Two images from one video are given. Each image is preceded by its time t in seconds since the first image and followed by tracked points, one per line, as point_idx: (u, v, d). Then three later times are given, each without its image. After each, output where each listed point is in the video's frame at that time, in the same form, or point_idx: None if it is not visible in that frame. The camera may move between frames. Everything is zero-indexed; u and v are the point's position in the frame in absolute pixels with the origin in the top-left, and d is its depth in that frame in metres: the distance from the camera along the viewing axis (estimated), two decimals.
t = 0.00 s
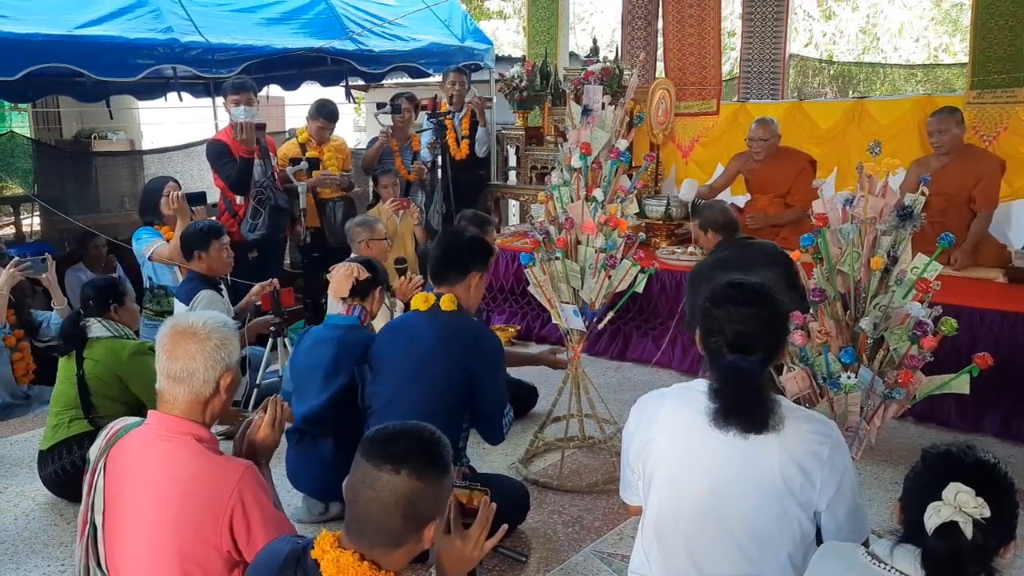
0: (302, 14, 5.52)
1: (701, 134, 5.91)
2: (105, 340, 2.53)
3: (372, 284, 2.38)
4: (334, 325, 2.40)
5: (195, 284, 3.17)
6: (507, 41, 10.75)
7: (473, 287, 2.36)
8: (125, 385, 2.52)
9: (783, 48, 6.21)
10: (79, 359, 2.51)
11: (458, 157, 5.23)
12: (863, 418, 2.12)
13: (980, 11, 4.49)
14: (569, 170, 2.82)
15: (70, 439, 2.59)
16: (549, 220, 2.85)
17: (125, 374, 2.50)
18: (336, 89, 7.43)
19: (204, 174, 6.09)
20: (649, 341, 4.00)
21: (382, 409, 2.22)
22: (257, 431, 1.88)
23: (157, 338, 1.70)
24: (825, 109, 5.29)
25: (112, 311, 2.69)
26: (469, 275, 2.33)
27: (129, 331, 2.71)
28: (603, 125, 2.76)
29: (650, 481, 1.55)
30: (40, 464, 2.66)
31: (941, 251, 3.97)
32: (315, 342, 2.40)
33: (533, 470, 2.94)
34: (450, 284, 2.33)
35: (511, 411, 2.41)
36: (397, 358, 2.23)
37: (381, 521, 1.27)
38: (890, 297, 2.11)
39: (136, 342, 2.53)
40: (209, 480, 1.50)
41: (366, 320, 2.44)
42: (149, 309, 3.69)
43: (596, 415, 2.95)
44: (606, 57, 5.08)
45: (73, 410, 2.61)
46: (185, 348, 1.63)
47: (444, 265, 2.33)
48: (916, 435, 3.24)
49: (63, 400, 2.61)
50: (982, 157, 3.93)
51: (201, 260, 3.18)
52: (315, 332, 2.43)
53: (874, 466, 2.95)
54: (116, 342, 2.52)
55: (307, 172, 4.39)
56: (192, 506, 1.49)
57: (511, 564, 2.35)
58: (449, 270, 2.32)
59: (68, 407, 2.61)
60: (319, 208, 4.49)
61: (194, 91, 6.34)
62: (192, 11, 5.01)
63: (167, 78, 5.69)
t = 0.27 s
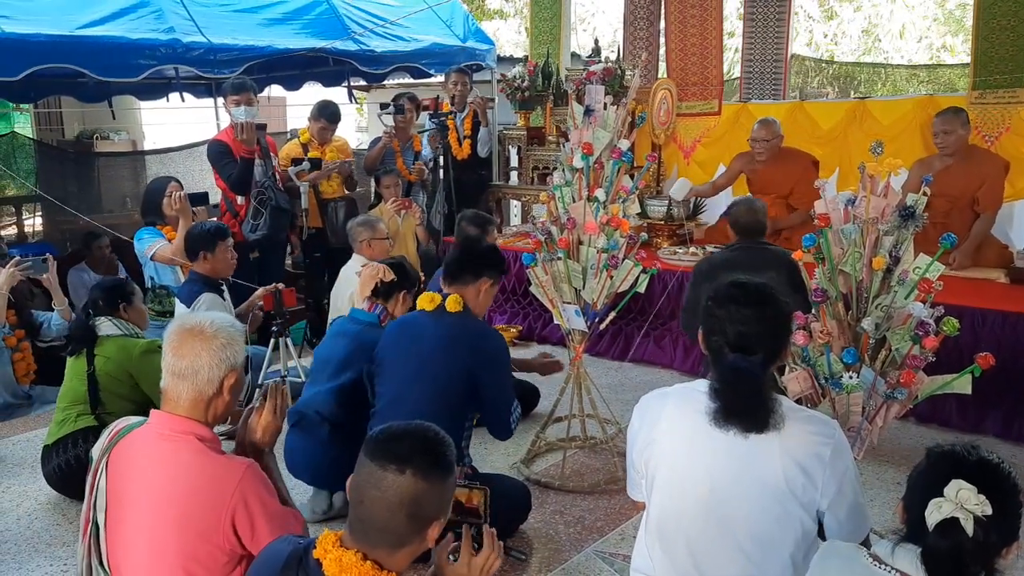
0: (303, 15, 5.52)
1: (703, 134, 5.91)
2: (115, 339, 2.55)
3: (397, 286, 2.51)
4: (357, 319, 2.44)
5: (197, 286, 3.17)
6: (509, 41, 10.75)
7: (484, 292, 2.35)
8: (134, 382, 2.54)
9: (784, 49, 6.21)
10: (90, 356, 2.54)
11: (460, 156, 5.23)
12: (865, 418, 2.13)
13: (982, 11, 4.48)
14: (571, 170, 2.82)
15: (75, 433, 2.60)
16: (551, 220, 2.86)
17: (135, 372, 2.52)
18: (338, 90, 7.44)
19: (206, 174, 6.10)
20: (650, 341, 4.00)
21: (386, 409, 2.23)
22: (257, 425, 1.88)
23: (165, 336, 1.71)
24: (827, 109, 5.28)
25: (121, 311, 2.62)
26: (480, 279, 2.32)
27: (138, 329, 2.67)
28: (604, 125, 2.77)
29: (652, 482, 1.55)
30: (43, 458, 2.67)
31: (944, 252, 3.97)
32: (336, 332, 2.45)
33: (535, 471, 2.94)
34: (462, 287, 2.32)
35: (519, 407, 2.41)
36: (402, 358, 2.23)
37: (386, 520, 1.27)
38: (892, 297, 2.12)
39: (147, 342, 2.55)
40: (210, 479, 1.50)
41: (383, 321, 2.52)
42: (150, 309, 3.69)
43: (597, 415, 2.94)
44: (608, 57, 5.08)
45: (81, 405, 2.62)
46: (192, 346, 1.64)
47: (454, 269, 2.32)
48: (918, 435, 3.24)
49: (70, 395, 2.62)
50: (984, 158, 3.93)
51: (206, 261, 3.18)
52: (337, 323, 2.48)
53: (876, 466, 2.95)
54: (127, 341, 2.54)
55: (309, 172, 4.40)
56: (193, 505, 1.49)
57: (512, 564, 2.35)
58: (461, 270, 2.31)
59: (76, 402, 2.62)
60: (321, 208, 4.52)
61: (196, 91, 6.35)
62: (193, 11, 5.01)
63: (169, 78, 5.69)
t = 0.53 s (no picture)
0: (304, 14, 5.52)
1: (704, 134, 5.91)
2: (126, 336, 2.55)
3: (376, 298, 2.44)
4: (335, 328, 2.49)
5: (199, 284, 3.17)
6: (510, 41, 10.75)
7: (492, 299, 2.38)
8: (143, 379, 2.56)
9: (785, 48, 6.20)
10: (100, 352, 2.54)
11: (461, 155, 5.23)
12: (865, 415, 2.13)
13: (984, 10, 4.48)
14: (572, 169, 2.82)
15: (80, 428, 2.60)
16: (552, 219, 2.88)
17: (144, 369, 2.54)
18: (339, 89, 7.44)
19: (207, 174, 6.10)
20: (651, 340, 3.99)
21: (390, 406, 2.23)
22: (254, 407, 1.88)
23: (169, 332, 1.70)
24: (828, 109, 5.29)
25: (130, 309, 2.63)
26: (488, 285, 2.35)
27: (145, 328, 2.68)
28: (605, 124, 2.77)
29: (652, 480, 1.55)
30: (46, 452, 2.67)
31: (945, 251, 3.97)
32: (316, 340, 2.52)
33: (536, 469, 2.94)
34: (470, 290, 2.35)
35: (524, 401, 2.41)
36: (406, 356, 2.24)
37: (391, 514, 1.27)
38: (892, 295, 2.11)
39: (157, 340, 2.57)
40: (209, 474, 1.51)
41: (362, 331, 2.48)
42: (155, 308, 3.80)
43: (598, 413, 2.95)
44: (609, 56, 5.08)
45: (88, 401, 2.62)
46: (194, 341, 1.63)
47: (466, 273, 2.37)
48: (919, 433, 3.24)
49: (78, 390, 2.61)
50: (985, 157, 3.93)
51: (212, 260, 3.19)
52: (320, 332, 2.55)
53: (877, 465, 2.95)
54: (138, 338, 2.56)
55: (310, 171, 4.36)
56: (194, 500, 1.49)
57: (513, 562, 2.35)
58: (472, 273, 2.35)
59: (83, 398, 2.61)
60: (322, 208, 4.53)
61: (196, 91, 6.35)
62: (194, 10, 5.01)
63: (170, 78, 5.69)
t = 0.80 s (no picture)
0: (305, 14, 5.53)
1: (705, 133, 5.91)
2: (133, 335, 2.56)
3: (340, 298, 2.45)
4: (292, 330, 2.48)
5: (201, 283, 3.17)
6: (511, 41, 10.75)
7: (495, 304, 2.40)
8: (148, 379, 2.57)
9: (785, 48, 6.20)
10: (106, 351, 2.54)
11: (461, 155, 5.23)
12: (867, 415, 2.11)
13: (985, 10, 4.48)
14: (572, 168, 2.81)
15: (82, 426, 2.61)
16: (553, 219, 2.87)
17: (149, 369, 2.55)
18: (340, 89, 7.44)
19: (208, 174, 6.10)
20: (653, 340, 3.99)
21: (391, 405, 2.23)
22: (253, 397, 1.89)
23: (173, 328, 1.69)
24: (829, 109, 5.29)
25: (136, 309, 2.64)
26: (493, 289, 2.38)
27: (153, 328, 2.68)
28: (606, 123, 2.77)
29: (653, 480, 1.55)
30: (48, 448, 2.67)
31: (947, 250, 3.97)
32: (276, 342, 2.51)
33: (537, 468, 2.94)
34: (475, 292, 2.38)
35: (526, 399, 2.42)
36: (410, 355, 2.23)
37: (400, 507, 1.26)
38: (894, 294, 2.11)
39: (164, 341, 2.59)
40: (209, 472, 1.50)
41: (323, 333, 2.48)
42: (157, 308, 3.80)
43: (599, 413, 2.94)
44: (610, 55, 5.08)
45: (92, 399, 2.62)
46: (196, 337, 1.61)
47: (471, 276, 2.40)
48: (920, 433, 3.24)
49: (82, 388, 2.61)
50: (987, 156, 3.93)
51: (213, 259, 3.19)
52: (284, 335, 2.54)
53: (878, 464, 2.94)
54: (145, 338, 2.57)
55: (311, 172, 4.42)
56: (194, 498, 1.49)
57: (514, 561, 2.35)
58: (478, 276, 2.39)
59: (87, 396, 2.61)
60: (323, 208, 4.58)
61: (197, 91, 6.35)
62: (195, 9, 5.01)
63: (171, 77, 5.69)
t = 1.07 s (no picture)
0: (307, 14, 5.53)
1: (706, 133, 5.90)
2: (136, 335, 2.57)
3: (334, 298, 2.46)
4: (283, 331, 2.47)
5: (202, 283, 3.18)
6: (512, 42, 10.75)
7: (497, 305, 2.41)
8: (152, 379, 2.57)
9: (787, 48, 6.21)
10: (110, 350, 2.54)
11: (462, 155, 5.23)
12: (868, 415, 2.11)
13: (986, 10, 4.49)
14: (574, 168, 2.81)
15: (85, 424, 2.59)
16: (554, 219, 2.87)
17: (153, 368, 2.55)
18: (341, 89, 7.45)
19: (209, 175, 6.11)
20: (654, 340, 3.99)
21: (393, 405, 2.23)
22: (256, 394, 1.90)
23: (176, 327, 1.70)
24: (830, 109, 5.29)
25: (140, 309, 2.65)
26: (496, 291, 2.39)
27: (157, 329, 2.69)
28: (607, 123, 2.78)
29: (654, 481, 1.55)
30: (50, 447, 2.66)
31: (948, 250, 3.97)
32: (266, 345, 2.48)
33: (537, 469, 2.94)
34: (478, 294, 2.40)
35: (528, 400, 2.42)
36: (414, 356, 2.23)
37: (412, 502, 1.25)
38: (895, 294, 2.11)
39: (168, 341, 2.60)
40: (210, 472, 1.50)
41: (315, 333, 2.48)
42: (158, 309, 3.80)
43: (601, 413, 2.94)
44: (611, 56, 5.08)
45: (94, 399, 2.61)
46: (200, 337, 1.62)
47: (475, 278, 2.41)
48: (922, 433, 3.24)
49: (85, 388, 2.60)
50: (988, 157, 3.92)
51: (213, 259, 3.18)
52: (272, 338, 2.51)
53: (879, 465, 2.94)
54: (148, 338, 2.58)
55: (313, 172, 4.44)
56: (195, 499, 1.49)
57: (515, 562, 2.35)
58: (482, 278, 2.40)
59: (90, 395, 2.60)
60: (324, 208, 4.59)
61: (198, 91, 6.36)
62: (197, 10, 5.02)
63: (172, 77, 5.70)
